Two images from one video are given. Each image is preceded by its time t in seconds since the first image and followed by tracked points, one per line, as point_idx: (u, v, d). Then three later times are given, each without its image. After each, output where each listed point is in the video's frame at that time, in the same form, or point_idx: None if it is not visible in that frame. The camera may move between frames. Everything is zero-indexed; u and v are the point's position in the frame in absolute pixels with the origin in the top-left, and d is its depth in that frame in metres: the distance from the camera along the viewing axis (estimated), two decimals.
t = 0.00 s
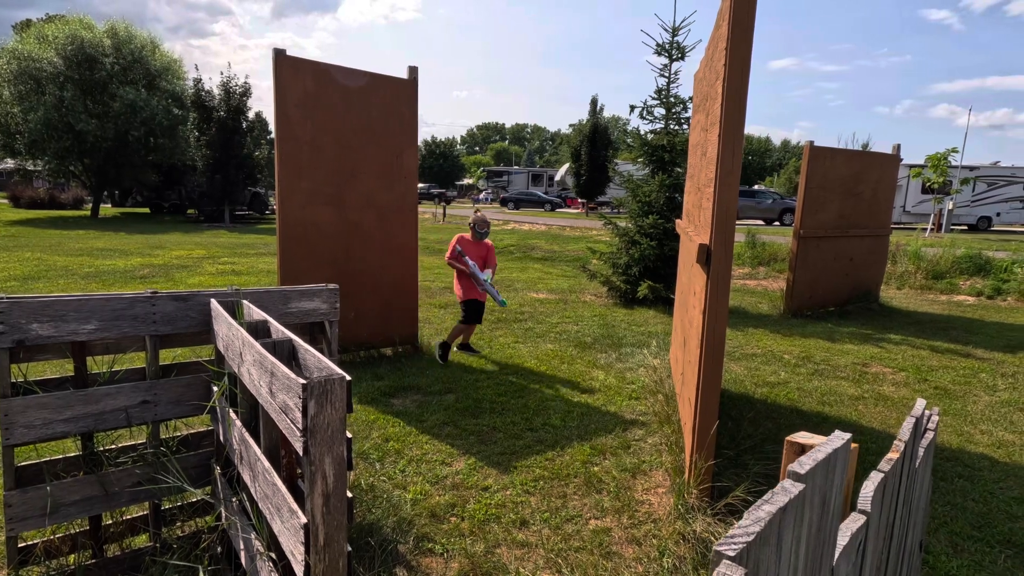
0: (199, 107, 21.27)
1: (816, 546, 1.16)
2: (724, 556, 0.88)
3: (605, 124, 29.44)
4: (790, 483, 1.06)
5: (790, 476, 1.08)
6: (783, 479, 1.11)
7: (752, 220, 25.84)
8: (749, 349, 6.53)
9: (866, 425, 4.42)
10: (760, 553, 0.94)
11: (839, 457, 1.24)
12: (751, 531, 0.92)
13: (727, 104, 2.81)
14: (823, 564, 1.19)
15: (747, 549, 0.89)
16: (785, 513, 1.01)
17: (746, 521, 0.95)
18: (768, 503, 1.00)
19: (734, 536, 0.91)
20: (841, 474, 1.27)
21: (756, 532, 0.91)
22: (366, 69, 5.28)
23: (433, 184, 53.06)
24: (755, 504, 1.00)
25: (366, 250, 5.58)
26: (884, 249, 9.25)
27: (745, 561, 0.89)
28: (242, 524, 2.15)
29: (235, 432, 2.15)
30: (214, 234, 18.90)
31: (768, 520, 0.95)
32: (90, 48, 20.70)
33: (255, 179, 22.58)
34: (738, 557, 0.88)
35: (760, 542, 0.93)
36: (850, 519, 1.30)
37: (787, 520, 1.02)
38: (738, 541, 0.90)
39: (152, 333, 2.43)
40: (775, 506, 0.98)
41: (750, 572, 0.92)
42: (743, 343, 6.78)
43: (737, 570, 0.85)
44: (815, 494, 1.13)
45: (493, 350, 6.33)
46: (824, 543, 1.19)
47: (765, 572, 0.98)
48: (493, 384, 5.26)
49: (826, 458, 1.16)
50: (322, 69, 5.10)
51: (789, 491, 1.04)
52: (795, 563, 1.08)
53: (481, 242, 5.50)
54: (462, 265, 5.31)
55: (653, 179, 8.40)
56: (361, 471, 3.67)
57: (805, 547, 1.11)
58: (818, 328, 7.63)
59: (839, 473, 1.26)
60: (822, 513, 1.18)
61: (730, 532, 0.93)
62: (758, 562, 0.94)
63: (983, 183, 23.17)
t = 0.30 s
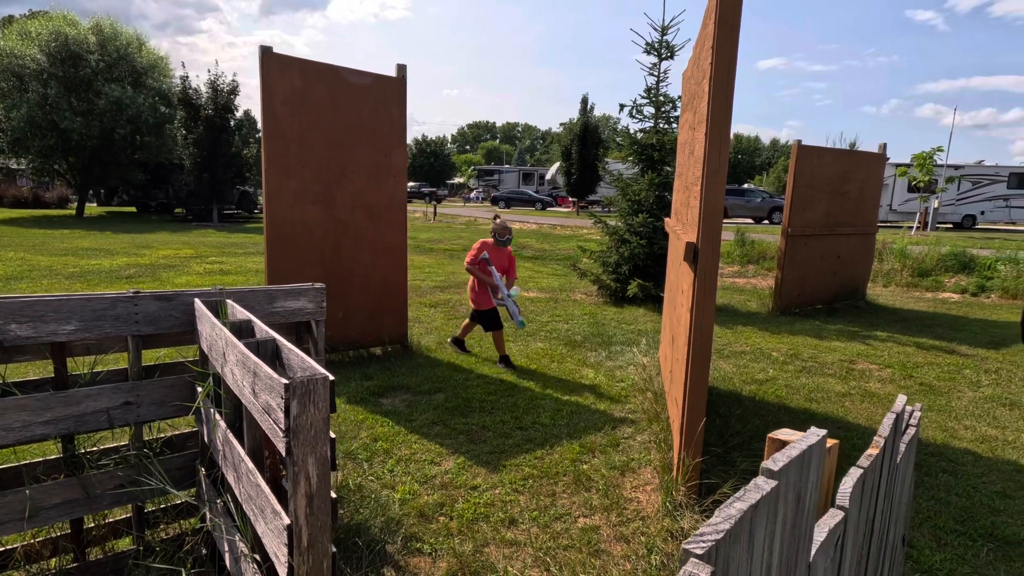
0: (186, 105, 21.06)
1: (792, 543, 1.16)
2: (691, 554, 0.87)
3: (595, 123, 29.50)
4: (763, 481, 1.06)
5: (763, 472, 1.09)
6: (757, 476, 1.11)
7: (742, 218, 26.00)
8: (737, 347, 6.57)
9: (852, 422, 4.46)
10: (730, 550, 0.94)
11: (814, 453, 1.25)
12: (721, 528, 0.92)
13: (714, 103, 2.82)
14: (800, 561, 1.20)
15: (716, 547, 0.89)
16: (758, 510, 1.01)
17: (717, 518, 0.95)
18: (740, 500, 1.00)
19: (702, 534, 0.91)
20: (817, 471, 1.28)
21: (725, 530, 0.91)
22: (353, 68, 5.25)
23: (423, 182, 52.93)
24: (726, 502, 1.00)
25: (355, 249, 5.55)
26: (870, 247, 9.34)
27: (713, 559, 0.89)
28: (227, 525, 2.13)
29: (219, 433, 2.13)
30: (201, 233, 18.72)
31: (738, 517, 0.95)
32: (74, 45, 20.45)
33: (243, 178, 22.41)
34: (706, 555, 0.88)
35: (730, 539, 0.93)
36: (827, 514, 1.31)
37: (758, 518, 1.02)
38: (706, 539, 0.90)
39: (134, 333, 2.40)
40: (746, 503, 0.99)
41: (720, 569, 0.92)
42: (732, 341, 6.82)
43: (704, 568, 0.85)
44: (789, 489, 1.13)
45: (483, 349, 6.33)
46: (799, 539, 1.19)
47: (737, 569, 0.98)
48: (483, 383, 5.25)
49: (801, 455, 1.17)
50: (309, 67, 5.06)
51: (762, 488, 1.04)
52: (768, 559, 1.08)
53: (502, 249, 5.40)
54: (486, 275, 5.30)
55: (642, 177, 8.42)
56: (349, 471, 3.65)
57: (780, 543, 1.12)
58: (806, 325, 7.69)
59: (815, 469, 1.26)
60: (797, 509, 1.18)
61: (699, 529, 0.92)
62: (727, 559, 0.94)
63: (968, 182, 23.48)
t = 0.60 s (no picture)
0: (171, 103, 20.82)
1: (766, 539, 1.16)
2: (656, 554, 0.86)
3: (584, 121, 29.53)
4: (735, 478, 1.06)
5: (736, 471, 1.08)
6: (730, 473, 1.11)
7: (730, 217, 26.15)
8: (725, 344, 6.60)
9: (837, 417, 4.50)
10: (700, 550, 0.94)
11: (789, 449, 1.24)
12: (689, 528, 0.91)
13: (699, 101, 2.83)
14: (775, 558, 1.20)
15: (683, 547, 0.88)
16: (728, 508, 1.01)
17: (685, 518, 0.94)
18: (710, 499, 0.99)
19: (670, 533, 0.90)
20: (794, 467, 1.28)
21: (692, 529, 0.91)
22: (338, 64, 5.20)
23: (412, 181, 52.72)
24: (697, 500, 1.00)
25: (341, 248, 5.51)
26: (856, 245, 9.42)
27: (679, 559, 0.88)
28: (208, 527, 2.10)
29: (200, 434, 2.10)
30: (187, 232, 18.51)
31: (707, 516, 0.94)
32: (56, 41, 20.14)
33: (229, 176, 22.19)
34: (672, 556, 0.87)
35: (699, 538, 0.93)
36: (804, 511, 1.31)
37: (730, 516, 1.01)
38: (674, 539, 0.89)
39: (113, 333, 2.36)
40: (717, 502, 0.98)
41: (687, 569, 0.91)
42: (719, 338, 6.85)
43: (670, 569, 0.84)
44: (763, 487, 1.13)
45: (472, 347, 6.31)
46: (775, 535, 1.19)
47: (708, 568, 0.97)
48: (471, 382, 5.23)
49: (775, 451, 1.17)
50: (294, 63, 5.01)
51: (733, 486, 1.03)
52: (741, 557, 1.08)
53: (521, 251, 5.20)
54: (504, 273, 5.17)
55: (631, 176, 8.45)
56: (336, 471, 3.62)
57: (754, 541, 1.11)
58: (793, 322, 7.75)
59: (792, 465, 1.26)
60: (772, 506, 1.18)
61: (667, 529, 0.92)
62: (697, 559, 0.94)
63: (951, 180, 23.78)
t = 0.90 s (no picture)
0: (157, 100, 20.60)
1: (744, 535, 1.16)
2: (628, 552, 0.86)
3: (574, 120, 29.56)
4: (712, 474, 1.06)
5: (713, 467, 1.08)
6: (707, 469, 1.10)
7: (719, 215, 26.30)
8: (714, 341, 6.64)
9: (824, 414, 4.54)
10: (673, 547, 0.93)
11: (768, 445, 1.24)
12: (662, 525, 0.91)
13: (686, 99, 2.83)
14: (754, 554, 1.20)
15: (655, 543, 0.88)
16: (703, 505, 1.00)
17: (659, 515, 0.94)
18: (685, 495, 0.99)
19: (642, 531, 0.89)
20: (773, 463, 1.28)
21: (666, 526, 0.90)
22: (326, 62, 5.17)
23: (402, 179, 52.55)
24: (672, 497, 1.00)
25: (330, 246, 5.47)
26: (842, 242, 9.50)
27: (652, 557, 0.88)
28: (192, 529, 2.08)
29: (183, 435, 2.08)
30: (173, 231, 18.32)
31: (681, 513, 0.94)
32: (39, 37, 19.85)
33: (217, 174, 22.00)
34: (644, 553, 0.86)
35: (673, 535, 0.92)
36: (785, 507, 1.32)
37: (705, 512, 1.01)
38: (646, 536, 0.88)
39: (95, 334, 2.33)
40: (692, 498, 0.98)
41: (660, 566, 0.91)
42: (708, 336, 6.88)
43: (641, 567, 0.84)
44: (740, 484, 1.13)
45: (462, 346, 6.31)
46: (753, 531, 1.19)
47: (682, 565, 0.97)
48: (461, 380, 5.23)
49: (753, 447, 1.16)
50: (281, 60, 4.97)
51: (709, 483, 1.03)
52: (718, 553, 1.08)
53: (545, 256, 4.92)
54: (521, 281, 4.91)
55: (620, 174, 8.47)
56: (324, 471, 3.60)
57: (731, 537, 1.12)
58: (781, 320, 7.80)
59: (771, 461, 1.26)
60: (749, 502, 1.18)
61: (641, 526, 0.91)
62: (671, 556, 0.93)
63: (936, 179, 24.05)
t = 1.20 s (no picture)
0: (144, 98, 20.40)
1: (720, 526, 1.17)
2: (599, 541, 0.87)
3: (565, 119, 29.58)
4: (686, 465, 1.06)
5: (687, 458, 1.08)
6: (683, 461, 1.11)
7: (709, 214, 26.44)
8: (704, 339, 6.68)
9: (811, 410, 4.58)
10: (645, 536, 0.94)
11: (744, 438, 1.25)
12: (634, 514, 0.91)
13: (674, 96, 2.85)
14: (731, 545, 1.21)
15: (626, 532, 0.88)
16: (676, 495, 1.01)
17: (632, 504, 0.94)
18: (658, 485, 1.00)
19: (614, 519, 0.90)
20: (750, 455, 1.28)
21: (638, 515, 0.91)
22: (315, 60, 5.14)
23: (392, 178, 52.38)
24: (645, 487, 1.00)
25: (320, 245, 5.45)
26: (830, 241, 9.58)
27: (623, 546, 0.88)
28: (178, 529, 2.07)
29: (169, 434, 2.07)
30: (161, 230, 18.15)
31: (654, 502, 0.94)
32: (23, 34, 19.61)
33: (205, 173, 21.82)
34: (615, 541, 0.87)
35: (645, 524, 0.93)
36: (764, 500, 1.33)
37: (678, 502, 1.01)
38: (617, 525, 0.89)
39: (78, 333, 2.31)
40: (664, 488, 0.98)
41: (631, 555, 0.91)
42: (698, 333, 6.92)
43: (611, 556, 0.85)
44: (716, 476, 1.13)
45: (452, 345, 6.30)
46: (731, 524, 1.20)
47: (654, 554, 0.98)
48: (451, 379, 5.23)
49: (728, 439, 1.17)
50: (269, 58, 4.94)
51: (682, 473, 1.03)
52: (692, 543, 1.09)
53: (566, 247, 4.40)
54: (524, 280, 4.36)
55: (611, 173, 8.50)
56: (313, 470, 3.59)
57: (706, 528, 1.12)
58: (770, 317, 7.86)
59: (748, 454, 1.27)
60: (726, 494, 1.18)
61: (613, 514, 0.92)
62: (643, 546, 0.94)
63: (923, 178, 24.32)
